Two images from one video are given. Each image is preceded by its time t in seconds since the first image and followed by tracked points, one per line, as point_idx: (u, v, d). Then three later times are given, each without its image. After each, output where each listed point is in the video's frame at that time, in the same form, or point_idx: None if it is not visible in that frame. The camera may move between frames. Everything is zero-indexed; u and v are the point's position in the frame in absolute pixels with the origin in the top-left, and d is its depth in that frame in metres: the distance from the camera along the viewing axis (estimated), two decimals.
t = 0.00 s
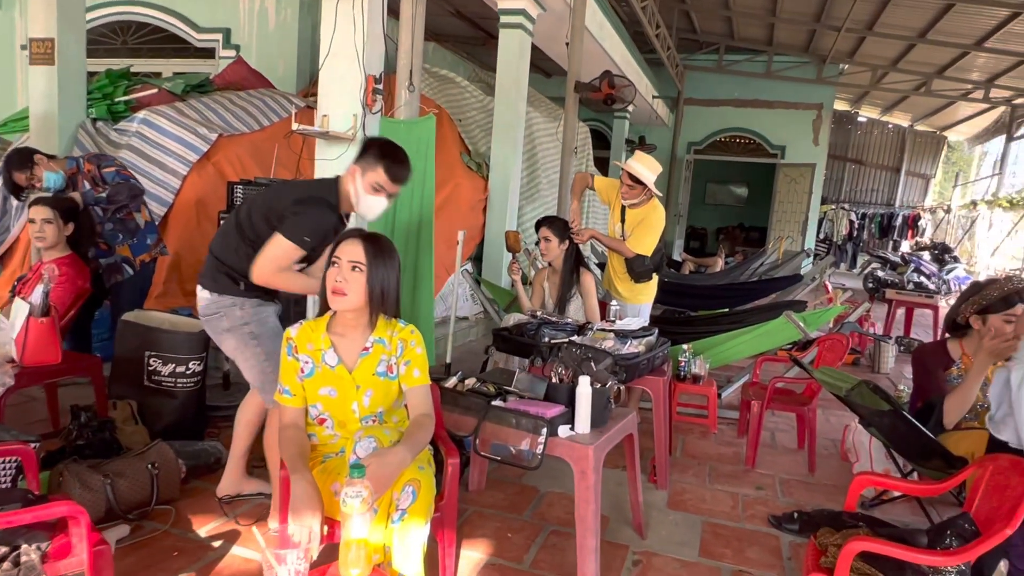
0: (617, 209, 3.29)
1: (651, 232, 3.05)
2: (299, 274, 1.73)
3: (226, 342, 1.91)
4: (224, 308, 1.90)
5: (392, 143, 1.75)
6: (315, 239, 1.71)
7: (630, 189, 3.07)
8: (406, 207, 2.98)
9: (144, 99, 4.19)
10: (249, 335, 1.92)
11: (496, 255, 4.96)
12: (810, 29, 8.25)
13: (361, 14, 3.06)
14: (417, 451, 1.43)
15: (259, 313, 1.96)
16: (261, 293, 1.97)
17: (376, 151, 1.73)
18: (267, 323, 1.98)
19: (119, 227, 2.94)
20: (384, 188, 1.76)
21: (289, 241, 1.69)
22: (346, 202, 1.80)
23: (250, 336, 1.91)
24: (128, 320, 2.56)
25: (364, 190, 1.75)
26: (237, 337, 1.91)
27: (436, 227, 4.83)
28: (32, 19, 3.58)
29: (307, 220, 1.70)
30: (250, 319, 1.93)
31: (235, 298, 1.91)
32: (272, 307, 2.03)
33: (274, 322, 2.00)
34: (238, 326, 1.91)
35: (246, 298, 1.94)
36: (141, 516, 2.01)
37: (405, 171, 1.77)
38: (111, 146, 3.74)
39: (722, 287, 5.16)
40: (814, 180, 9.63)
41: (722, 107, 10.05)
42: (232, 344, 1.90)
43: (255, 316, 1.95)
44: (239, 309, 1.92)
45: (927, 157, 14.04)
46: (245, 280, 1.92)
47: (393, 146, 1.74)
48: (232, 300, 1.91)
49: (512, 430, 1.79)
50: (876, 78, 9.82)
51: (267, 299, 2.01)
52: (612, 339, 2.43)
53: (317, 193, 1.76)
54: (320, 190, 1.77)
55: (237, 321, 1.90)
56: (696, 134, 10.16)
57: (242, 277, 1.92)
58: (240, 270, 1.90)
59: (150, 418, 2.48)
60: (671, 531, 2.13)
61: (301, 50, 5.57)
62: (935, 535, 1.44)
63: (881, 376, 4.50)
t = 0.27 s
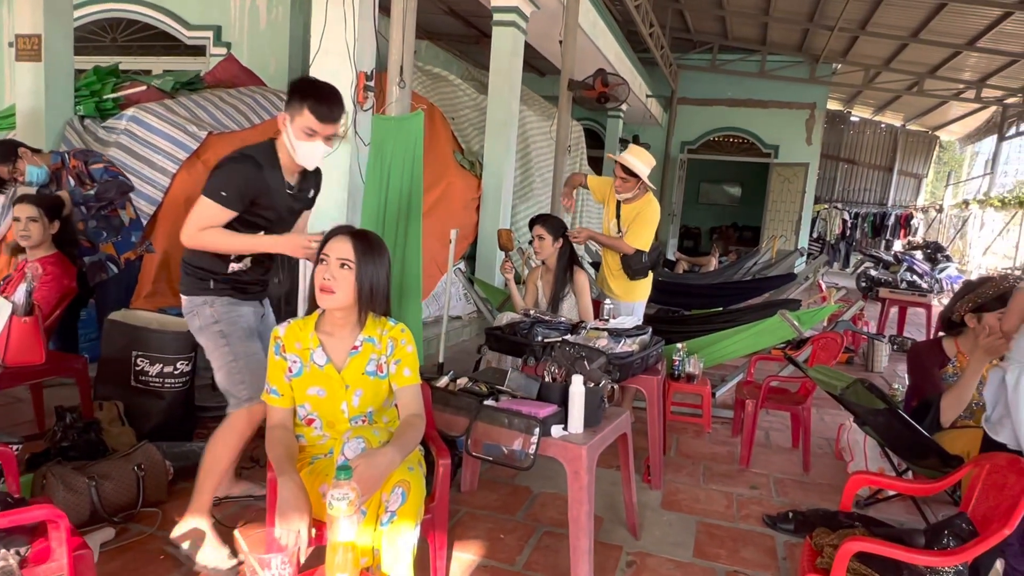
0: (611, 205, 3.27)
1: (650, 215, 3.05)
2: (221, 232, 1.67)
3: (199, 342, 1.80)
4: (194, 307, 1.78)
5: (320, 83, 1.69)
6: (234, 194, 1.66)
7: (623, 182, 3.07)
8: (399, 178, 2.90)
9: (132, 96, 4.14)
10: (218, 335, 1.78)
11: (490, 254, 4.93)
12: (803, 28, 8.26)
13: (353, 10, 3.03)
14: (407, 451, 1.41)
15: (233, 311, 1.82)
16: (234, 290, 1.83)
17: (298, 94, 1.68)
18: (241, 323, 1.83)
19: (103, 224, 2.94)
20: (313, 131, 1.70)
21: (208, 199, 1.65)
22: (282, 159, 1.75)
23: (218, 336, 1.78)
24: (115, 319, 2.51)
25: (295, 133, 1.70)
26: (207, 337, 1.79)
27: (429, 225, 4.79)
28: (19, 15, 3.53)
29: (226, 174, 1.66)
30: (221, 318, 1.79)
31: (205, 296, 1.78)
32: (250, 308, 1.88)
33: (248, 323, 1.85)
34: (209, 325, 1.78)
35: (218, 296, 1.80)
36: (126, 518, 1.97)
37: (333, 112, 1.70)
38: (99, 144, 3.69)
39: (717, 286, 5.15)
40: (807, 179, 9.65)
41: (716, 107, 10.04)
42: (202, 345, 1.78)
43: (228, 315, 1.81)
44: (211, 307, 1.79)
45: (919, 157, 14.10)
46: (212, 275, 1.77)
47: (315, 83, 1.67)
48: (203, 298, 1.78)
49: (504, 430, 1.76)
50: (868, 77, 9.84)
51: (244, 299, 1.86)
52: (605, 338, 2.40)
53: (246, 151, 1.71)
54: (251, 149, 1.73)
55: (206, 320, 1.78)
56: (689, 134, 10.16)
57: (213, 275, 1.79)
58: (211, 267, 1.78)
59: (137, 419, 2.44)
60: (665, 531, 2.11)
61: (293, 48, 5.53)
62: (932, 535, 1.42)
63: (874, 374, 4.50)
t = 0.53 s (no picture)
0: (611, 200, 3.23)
1: (652, 207, 3.02)
2: (168, 224, 1.46)
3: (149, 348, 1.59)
4: (150, 311, 1.58)
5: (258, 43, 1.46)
6: (169, 177, 1.45)
7: (621, 171, 3.02)
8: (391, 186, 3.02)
9: (128, 95, 4.10)
10: (169, 346, 1.57)
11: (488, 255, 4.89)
12: (804, 29, 8.22)
13: (349, 8, 2.98)
14: (399, 458, 1.37)
15: (191, 320, 1.61)
16: (196, 297, 1.62)
17: (243, 60, 1.45)
18: (199, 336, 1.61)
19: (94, 221, 2.94)
20: (266, 105, 1.49)
21: (141, 188, 1.44)
22: (228, 136, 1.55)
23: (170, 345, 1.57)
24: (106, 320, 2.46)
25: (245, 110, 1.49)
26: (159, 346, 1.58)
27: (427, 226, 4.76)
28: (12, 13, 3.49)
29: (160, 157, 1.44)
30: (176, 326, 1.58)
31: (161, 298, 1.58)
32: (214, 319, 1.66)
33: (206, 337, 1.63)
34: (160, 331, 1.57)
35: (177, 301, 1.60)
36: (114, 524, 1.93)
37: (285, 80, 1.49)
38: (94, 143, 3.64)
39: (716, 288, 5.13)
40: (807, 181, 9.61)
41: (716, 108, 10.00)
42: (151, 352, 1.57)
43: (186, 325, 1.60)
44: (167, 312, 1.59)
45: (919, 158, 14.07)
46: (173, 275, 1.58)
47: (258, 43, 1.46)
48: (160, 301, 1.58)
49: (500, 435, 1.72)
50: (869, 79, 9.80)
51: (209, 307, 1.65)
52: (604, 340, 2.36)
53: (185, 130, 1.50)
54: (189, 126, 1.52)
55: (159, 325, 1.57)
56: (689, 135, 10.13)
57: (172, 276, 1.58)
58: (169, 267, 1.57)
59: (127, 422, 2.40)
60: (664, 537, 2.07)
61: (291, 47, 5.49)
62: (939, 545, 1.39)
63: (875, 377, 4.46)
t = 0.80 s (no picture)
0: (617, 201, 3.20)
1: (655, 204, 2.98)
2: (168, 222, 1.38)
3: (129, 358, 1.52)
4: (129, 318, 1.50)
5: (239, 22, 1.41)
6: (159, 165, 1.38)
7: (624, 167, 2.98)
8: (390, 189, 3.16)
9: (128, 95, 4.08)
10: (155, 356, 1.51)
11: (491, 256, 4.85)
12: (809, 30, 8.17)
13: (349, 6, 2.95)
14: (394, 463, 1.33)
15: (174, 326, 1.54)
16: (178, 301, 1.55)
17: (224, 45, 1.39)
18: (185, 343, 1.56)
19: (94, 220, 2.96)
20: (249, 91, 1.46)
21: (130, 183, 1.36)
22: (200, 119, 1.49)
23: (154, 356, 1.51)
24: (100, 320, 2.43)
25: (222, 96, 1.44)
26: (141, 356, 1.51)
27: (429, 227, 4.72)
28: (13, 13, 3.47)
29: (144, 147, 1.37)
30: (159, 335, 1.52)
31: (141, 306, 1.50)
32: (197, 322, 1.61)
33: (191, 342, 1.57)
34: (143, 341, 1.50)
35: (159, 307, 1.53)
36: (108, 528, 1.90)
37: (270, 63, 1.44)
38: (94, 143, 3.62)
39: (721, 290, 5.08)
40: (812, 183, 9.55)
41: (721, 110, 9.95)
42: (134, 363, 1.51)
43: (168, 332, 1.53)
44: (149, 319, 1.51)
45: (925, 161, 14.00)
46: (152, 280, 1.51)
47: (240, 25, 1.40)
48: (142, 309, 1.50)
49: (500, 438, 1.69)
50: (874, 80, 9.75)
51: (191, 308, 1.59)
52: (607, 342, 2.33)
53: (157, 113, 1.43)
54: (157, 109, 1.44)
55: (141, 335, 1.50)
56: (693, 137, 10.08)
57: (151, 280, 1.51)
58: (145, 270, 1.50)
59: (123, 424, 2.37)
60: (667, 543, 2.03)
61: (293, 48, 5.47)
62: (953, 555, 1.35)
63: (882, 380, 4.41)
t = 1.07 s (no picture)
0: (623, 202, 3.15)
1: (663, 202, 2.94)
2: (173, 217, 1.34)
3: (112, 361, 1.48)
4: (112, 321, 1.47)
5: (231, 7, 1.38)
6: (152, 153, 1.34)
7: (629, 165, 2.94)
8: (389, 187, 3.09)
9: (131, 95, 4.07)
10: (139, 361, 1.48)
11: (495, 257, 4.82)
12: (816, 30, 8.11)
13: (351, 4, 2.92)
14: (391, 467, 1.30)
15: (158, 330, 1.51)
16: (163, 304, 1.52)
17: (218, 36, 1.36)
18: (171, 347, 1.52)
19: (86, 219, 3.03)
20: (240, 80, 1.44)
21: (126, 177, 1.32)
22: (185, 105, 1.47)
23: (138, 361, 1.48)
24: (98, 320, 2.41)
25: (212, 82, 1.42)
26: (124, 360, 1.48)
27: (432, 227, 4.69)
28: (15, 11, 3.46)
29: (138, 136, 1.34)
30: (144, 339, 1.48)
31: (124, 309, 1.47)
32: (184, 323, 1.57)
33: (177, 345, 1.54)
34: (126, 345, 1.47)
35: (143, 309, 1.49)
36: (102, 531, 1.88)
37: (264, 50, 1.42)
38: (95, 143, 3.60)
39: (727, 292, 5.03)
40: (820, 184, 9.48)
41: (727, 111, 9.90)
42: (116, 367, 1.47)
43: (153, 336, 1.50)
44: (133, 322, 1.48)
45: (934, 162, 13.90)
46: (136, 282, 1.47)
47: (232, 10, 1.38)
48: (125, 310, 1.47)
49: (501, 442, 1.65)
50: (882, 81, 9.67)
51: (177, 310, 1.55)
52: (610, 344, 2.29)
53: (144, 101, 1.40)
54: (142, 98, 1.41)
55: (125, 339, 1.47)
56: (699, 138, 10.03)
57: (135, 281, 1.47)
58: (127, 270, 1.47)
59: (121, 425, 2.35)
60: (672, 549, 1.99)
61: (297, 47, 5.45)
62: (968, 565, 1.31)
63: (890, 383, 4.35)
